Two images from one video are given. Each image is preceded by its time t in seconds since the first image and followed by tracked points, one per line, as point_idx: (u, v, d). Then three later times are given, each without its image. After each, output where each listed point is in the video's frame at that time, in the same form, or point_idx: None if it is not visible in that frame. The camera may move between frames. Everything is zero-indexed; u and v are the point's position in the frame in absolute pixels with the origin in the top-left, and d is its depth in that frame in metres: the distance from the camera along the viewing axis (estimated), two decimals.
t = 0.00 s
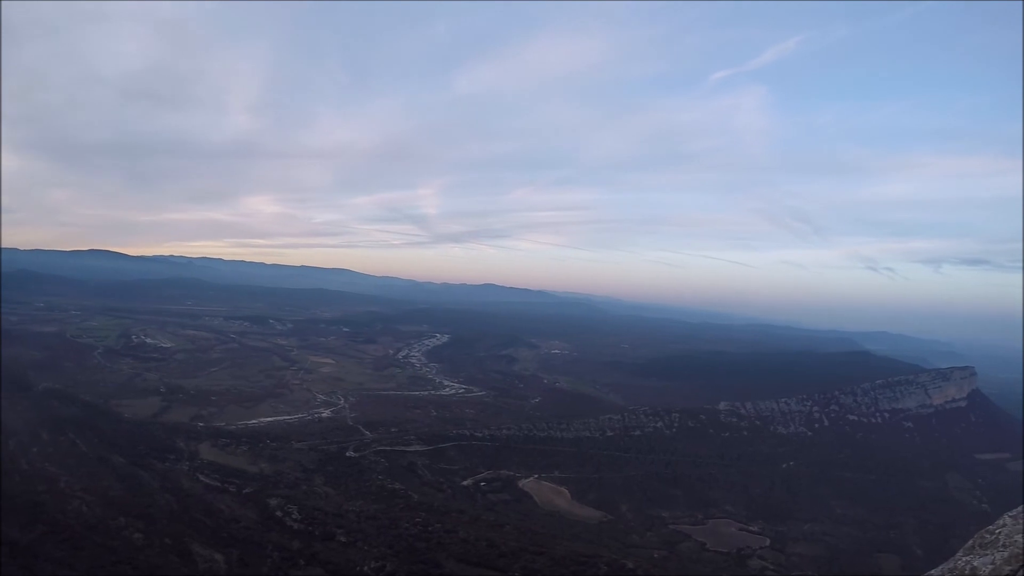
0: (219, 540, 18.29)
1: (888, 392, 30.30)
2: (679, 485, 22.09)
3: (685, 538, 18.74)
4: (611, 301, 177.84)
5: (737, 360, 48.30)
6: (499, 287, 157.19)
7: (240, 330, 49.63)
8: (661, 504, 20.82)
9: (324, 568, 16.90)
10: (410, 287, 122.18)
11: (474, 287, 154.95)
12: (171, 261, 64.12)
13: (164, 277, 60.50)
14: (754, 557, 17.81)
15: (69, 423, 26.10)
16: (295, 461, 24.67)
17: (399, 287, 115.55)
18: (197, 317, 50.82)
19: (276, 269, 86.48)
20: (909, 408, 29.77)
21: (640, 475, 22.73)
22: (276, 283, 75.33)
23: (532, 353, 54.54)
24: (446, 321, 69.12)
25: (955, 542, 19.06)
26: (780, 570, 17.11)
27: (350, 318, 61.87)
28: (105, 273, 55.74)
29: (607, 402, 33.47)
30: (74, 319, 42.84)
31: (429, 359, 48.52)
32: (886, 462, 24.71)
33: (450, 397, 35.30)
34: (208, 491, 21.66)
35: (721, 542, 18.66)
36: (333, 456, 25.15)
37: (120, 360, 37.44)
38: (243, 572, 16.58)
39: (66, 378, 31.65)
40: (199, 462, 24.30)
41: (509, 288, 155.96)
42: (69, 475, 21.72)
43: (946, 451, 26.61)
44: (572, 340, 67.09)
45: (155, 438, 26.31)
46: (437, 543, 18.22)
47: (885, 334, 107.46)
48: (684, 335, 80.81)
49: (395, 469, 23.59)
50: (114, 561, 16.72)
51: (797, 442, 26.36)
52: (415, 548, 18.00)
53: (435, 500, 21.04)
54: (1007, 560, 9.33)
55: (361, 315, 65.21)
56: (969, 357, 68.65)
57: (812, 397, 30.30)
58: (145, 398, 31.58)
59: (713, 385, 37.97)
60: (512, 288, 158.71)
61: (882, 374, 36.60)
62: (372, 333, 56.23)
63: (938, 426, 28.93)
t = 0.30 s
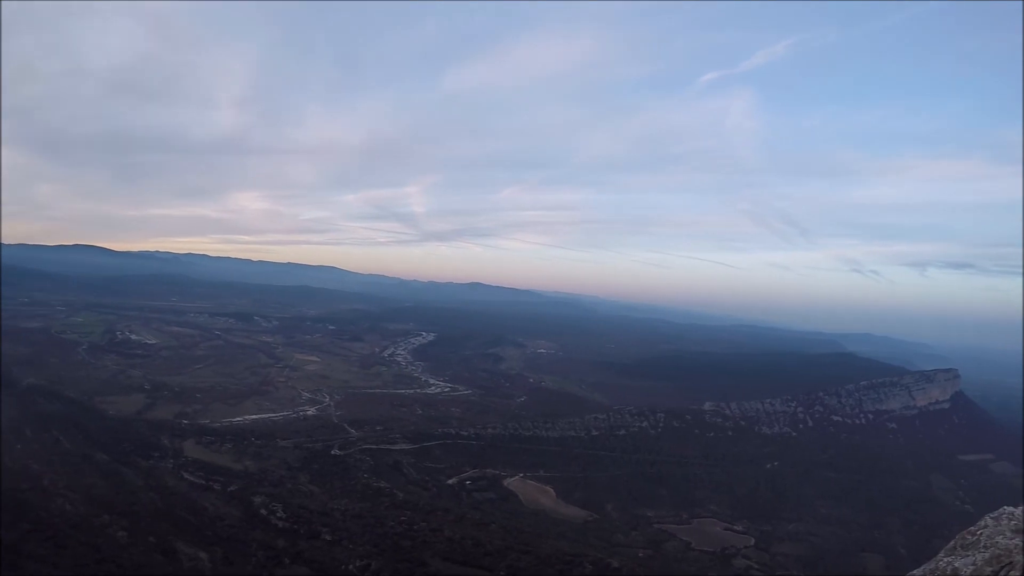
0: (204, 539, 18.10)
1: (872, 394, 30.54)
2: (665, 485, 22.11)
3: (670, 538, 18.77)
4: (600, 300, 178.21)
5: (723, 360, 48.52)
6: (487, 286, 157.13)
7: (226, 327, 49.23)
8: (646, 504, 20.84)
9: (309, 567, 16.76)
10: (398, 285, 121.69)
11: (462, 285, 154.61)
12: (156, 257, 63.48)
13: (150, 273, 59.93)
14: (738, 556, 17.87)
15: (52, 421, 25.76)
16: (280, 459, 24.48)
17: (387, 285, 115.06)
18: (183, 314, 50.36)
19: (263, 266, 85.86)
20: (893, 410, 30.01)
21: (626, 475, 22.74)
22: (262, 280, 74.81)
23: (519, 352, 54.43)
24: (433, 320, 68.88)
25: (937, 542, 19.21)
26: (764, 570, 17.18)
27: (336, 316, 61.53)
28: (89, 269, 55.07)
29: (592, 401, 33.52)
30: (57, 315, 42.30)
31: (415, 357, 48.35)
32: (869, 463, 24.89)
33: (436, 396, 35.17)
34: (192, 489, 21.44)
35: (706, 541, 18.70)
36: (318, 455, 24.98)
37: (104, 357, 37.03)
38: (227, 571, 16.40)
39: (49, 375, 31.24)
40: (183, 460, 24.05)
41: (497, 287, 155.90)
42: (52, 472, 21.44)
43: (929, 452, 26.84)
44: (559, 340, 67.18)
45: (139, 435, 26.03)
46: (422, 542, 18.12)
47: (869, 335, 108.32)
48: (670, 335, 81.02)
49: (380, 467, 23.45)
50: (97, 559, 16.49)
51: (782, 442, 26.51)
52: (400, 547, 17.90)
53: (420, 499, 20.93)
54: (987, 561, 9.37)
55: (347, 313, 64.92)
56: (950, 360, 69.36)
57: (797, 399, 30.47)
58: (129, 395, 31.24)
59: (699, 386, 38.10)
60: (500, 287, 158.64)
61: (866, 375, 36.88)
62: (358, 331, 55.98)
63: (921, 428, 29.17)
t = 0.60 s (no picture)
0: (186, 537, 17.87)
1: (855, 396, 30.77)
2: (648, 485, 22.13)
3: (654, 538, 18.77)
4: (586, 300, 178.59)
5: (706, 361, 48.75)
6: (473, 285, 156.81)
7: (209, 324, 48.76)
8: (630, 504, 20.83)
9: (292, 566, 16.60)
10: (383, 284, 121.17)
11: (448, 284, 154.29)
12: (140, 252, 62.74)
13: (133, 269, 59.25)
14: (721, 556, 17.91)
15: (33, 419, 25.36)
16: (263, 458, 24.23)
17: (372, 284, 114.51)
18: (166, 311, 49.81)
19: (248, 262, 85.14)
20: (876, 412, 30.24)
21: (609, 475, 22.73)
22: (247, 277, 74.20)
23: (503, 352, 54.37)
24: (418, 319, 68.67)
25: (919, 543, 19.34)
26: (747, 570, 17.23)
27: (320, 314, 61.14)
28: (72, 264, 54.33)
29: (576, 401, 33.50)
30: (38, 311, 41.66)
31: (399, 356, 48.15)
32: (851, 464, 25.06)
33: (420, 395, 35.03)
34: (175, 487, 21.17)
35: (689, 541, 18.73)
36: (301, 453, 24.76)
37: (85, 353, 36.52)
38: (210, 570, 16.20)
39: (31, 372, 30.75)
40: (166, 458, 23.75)
41: (483, 287, 155.73)
42: (34, 470, 21.10)
43: (911, 453, 27.05)
44: (543, 339, 67.21)
45: (122, 433, 25.67)
46: (405, 542, 18.00)
47: (850, 338, 109.35)
48: (653, 336, 81.35)
49: (364, 466, 23.29)
50: (78, 559, 16.22)
51: (765, 443, 26.64)
52: (383, 546, 17.76)
53: (403, 498, 20.80)
54: (966, 562, 9.43)
55: (332, 311, 64.56)
56: (927, 362, 70.12)
57: (780, 400, 30.65)
58: (112, 392, 30.83)
59: (682, 386, 38.22)
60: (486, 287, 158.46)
61: (848, 377, 37.15)
62: (342, 329, 55.68)
63: (903, 429, 29.40)
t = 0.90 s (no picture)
0: (169, 538, 17.64)
1: (838, 397, 31.01)
2: (632, 485, 22.16)
3: (637, 537, 18.79)
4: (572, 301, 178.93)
5: (688, 362, 48.99)
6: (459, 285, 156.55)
7: (192, 323, 48.24)
8: (614, 504, 20.84)
9: (275, 567, 16.43)
10: (369, 283, 120.61)
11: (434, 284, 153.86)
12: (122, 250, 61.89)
13: (116, 266, 58.48)
14: (705, 556, 17.96)
15: (13, 419, 24.93)
16: (246, 458, 24.00)
17: (357, 283, 113.91)
18: (149, 309, 49.22)
19: (232, 261, 84.35)
20: (858, 413, 30.48)
21: (593, 475, 22.73)
22: (231, 276, 73.52)
23: (487, 352, 54.31)
24: (403, 319, 68.45)
25: (900, 543, 19.49)
26: (730, 569, 17.29)
27: (304, 313, 60.74)
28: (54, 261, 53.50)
29: (559, 402, 33.51)
30: (18, 309, 40.96)
31: (383, 356, 47.96)
32: (832, 465, 25.25)
33: (404, 395, 34.89)
34: (157, 487, 20.89)
35: (673, 541, 18.77)
36: (285, 453, 24.55)
37: (67, 352, 35.98)
38: (193, 572, 16.00)
39: (10, 371, 30.24)
40: (148, 458, 23.44)
41: (469, 287, 155.53)
42: (15, 471, 20.74)
43: (892, 454, 27.26)
44: (528, 340, 67.26)
45: (104, 433, 25.30)
46: (390, 542, 17.89)
47: (831, 339, 110.50)
48: (637, 337, 81.73)
49: (347, 467, 23.14)
50: (59, 560, 15.96)
51: (748, 444, 26.77)
52: (367, 547, 17.64)
53: (387, 498, 20.68)
54: (947, 562, 9.50)
55: (316, 310, 64.15)
56: (906, 364, 71.01)
57: (763, 401, 30.84)
58: (94, 391, 30.39)
59: (666, 387, 38.37)
60: (472, 287, 158.16)
61: (831, 378, 37.46)
62: (326, 328, 55.31)
63: (885, 431, 29.63)
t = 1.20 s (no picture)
0: (156, 539, 17.46)
1: (824, 398, 31.23)
2: (619, 485, 22.17)
3: (625, 537, 18.81)
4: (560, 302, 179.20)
5: (673, 363, 49.18)
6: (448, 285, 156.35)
7: (179, 322, 47.84)
8: (601, 504, 20.85)
9: (262, 568, 16.30)
10: (357, 283, 120.19)
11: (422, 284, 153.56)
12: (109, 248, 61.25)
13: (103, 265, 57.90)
14: (692, 555, 18.00)
15: None
16: (232, 458, 23.82)
17: (345, 283, 113.46)
18: (135, 308, 48.75)
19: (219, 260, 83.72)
20: (844, 413, 30.69)
21: (580, 475, 22.73)
22: (218, 275, 73.00)
23: (474, 352, 54.28)
24: (390, 318, 68.30)
25: (885, 542, 19.62)
26: (717, 569, 17.34)
27: (292, 313, 60.44)
28: (41, 258, 52.94)
29: (546, 402, 33.51)
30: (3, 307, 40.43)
31: (370, 356, 47.82)
32: (818, 465, 25.39)
33: (391, 395, 34.79)
34: (143, 488, 20.68)
35: (660, 540, 18.81)
36: (271, 454, 24.37)
37: (52, 350, 35.56)
38: (179, 573, 15.84)
39: None
40: (134, 458, 23.20)
41: (458, 288, 155.39)
42: None
43: (877, 454, 27.44)
44: (515, 340, 67.30)
45: (89, 433, 25.00)
46: (377, 542, 17.81)
47: (816, 340, 111.36)
48: (624, 337, 82.04)
49: (334, 467, 23.02)
50: (44, 562, 15.75)
51: (734, 444, 26.88)
52: (354, 547, 17.55)
53: (374, 499, 20.58)
54: (931, 561, 9.53)
55: (303, 310, 63.84)
56: (887, 364, 71.76)
57: (749, 402, 31.01)
58: (79, 391, 30.05)
59: (653, 387, 38.46)
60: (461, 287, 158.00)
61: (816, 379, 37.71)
62: (313, 328, 55.04)
63: (871, 431, 29.82)
